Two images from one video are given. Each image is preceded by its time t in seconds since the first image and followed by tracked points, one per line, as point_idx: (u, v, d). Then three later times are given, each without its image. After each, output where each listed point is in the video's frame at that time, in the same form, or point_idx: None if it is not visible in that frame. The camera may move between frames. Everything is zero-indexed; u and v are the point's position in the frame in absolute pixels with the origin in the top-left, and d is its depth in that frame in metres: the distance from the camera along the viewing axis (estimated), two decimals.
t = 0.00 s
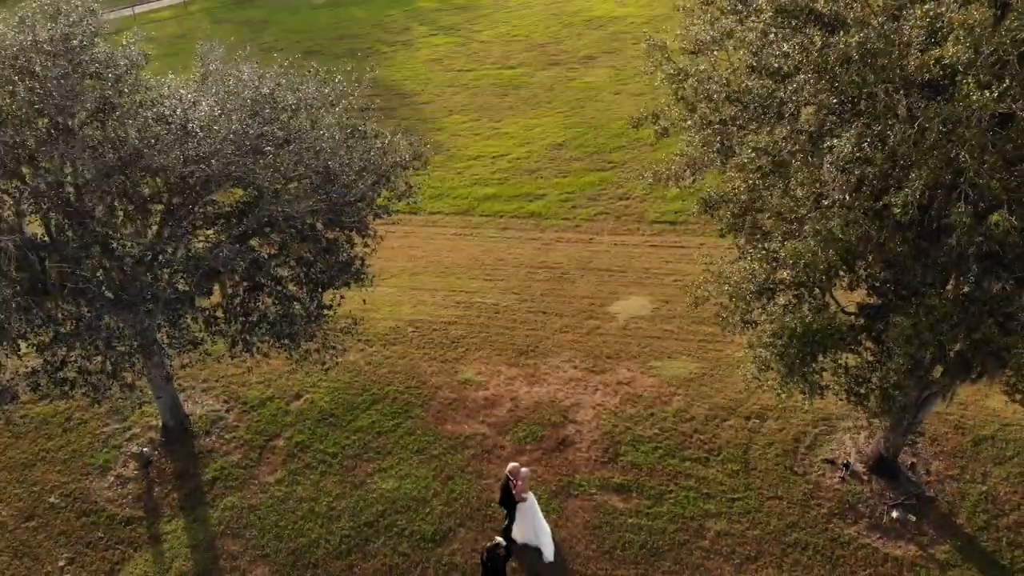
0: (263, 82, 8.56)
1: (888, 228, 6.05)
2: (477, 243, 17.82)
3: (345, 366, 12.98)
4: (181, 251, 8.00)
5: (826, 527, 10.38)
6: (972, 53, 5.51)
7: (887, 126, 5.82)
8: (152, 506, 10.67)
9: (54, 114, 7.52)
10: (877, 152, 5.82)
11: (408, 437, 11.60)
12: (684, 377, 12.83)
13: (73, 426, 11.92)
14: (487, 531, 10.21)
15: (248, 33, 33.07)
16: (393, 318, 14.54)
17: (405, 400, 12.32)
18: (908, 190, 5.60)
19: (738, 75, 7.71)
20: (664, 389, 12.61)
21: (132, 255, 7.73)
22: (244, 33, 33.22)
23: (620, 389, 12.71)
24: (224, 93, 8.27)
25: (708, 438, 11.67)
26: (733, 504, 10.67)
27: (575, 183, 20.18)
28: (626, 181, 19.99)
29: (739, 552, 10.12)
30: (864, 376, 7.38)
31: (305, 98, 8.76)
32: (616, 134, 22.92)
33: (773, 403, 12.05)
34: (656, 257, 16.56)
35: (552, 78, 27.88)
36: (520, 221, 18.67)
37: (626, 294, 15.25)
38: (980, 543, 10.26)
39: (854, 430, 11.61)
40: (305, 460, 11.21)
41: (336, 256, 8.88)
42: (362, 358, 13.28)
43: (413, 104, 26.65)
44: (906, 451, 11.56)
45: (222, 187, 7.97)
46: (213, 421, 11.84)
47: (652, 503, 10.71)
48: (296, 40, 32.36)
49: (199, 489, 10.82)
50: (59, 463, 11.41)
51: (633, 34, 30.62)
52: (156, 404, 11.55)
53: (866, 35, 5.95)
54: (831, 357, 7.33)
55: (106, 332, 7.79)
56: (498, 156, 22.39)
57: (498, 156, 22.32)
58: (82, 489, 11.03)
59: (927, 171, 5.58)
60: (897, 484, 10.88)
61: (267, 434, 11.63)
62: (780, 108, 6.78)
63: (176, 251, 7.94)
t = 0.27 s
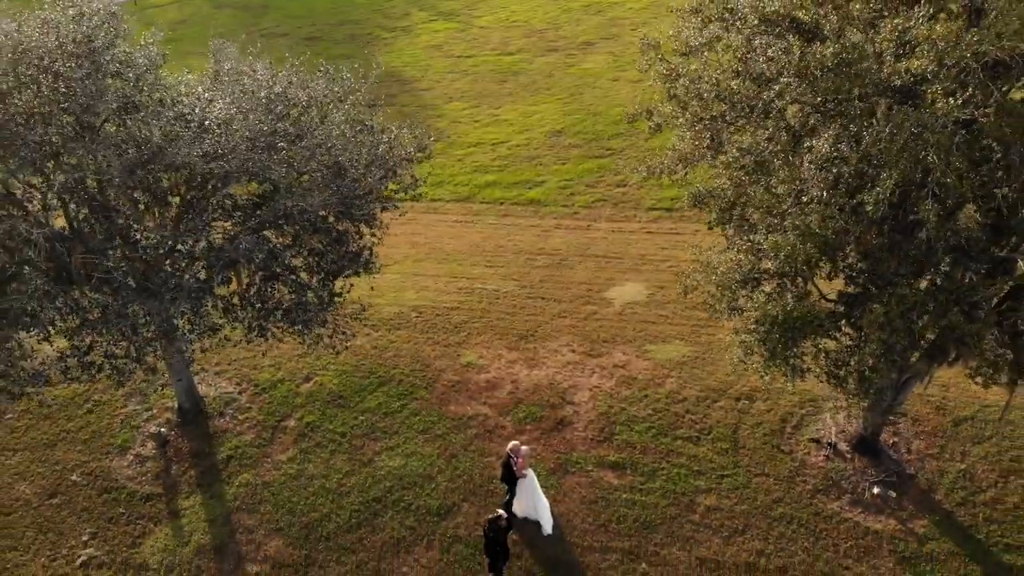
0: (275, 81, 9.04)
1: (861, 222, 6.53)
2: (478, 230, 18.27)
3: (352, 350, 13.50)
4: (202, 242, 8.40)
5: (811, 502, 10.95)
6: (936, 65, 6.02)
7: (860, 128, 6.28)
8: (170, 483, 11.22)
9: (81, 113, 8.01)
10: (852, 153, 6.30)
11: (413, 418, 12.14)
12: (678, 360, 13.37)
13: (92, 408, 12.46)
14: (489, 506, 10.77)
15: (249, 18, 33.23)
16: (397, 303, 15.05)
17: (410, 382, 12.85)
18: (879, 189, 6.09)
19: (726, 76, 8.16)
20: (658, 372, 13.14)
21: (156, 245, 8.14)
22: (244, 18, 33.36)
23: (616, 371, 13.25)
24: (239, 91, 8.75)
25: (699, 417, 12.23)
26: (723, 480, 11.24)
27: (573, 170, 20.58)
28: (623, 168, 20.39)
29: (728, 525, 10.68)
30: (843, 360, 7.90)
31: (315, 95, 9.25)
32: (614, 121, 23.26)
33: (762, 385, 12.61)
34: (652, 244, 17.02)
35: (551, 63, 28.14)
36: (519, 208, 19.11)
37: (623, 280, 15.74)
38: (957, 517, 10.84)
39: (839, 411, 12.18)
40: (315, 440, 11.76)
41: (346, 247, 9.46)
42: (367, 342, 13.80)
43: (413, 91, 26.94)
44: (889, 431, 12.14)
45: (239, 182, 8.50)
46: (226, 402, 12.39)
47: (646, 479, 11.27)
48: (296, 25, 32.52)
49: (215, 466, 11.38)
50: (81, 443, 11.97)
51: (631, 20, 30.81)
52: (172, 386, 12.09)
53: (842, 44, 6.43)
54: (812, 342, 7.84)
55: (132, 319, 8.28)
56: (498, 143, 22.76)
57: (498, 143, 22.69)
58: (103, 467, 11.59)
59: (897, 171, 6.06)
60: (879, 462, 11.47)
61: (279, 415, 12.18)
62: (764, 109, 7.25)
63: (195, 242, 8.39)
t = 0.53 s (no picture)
0: (288, 79, 9.60)
1: (838, 214, 7.04)
2: (479, 216, 18.73)
3: (359, 333, 14.06)
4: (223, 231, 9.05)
5: (797, 477, 11.55)
6: (907, 71, 6.53)
7: (837, 128, 6.80)
8: (188, 459, 11.81)
9: (105, 110, 8.50)
10: (830, 151, 6.82)
11: (419, 398, 12.72)
12: (672, 343, 13.93)
13: (111, 391, 13.08)
14: (492, 481, 11.36)
15: (250, 3, 33.37)
16: (401, 289, 15.57)
17: (415, 364, 13.41)
18: (854, 184, 6.61)
19: (716, 74, 8.64)
20: (653, 354, 13.70)
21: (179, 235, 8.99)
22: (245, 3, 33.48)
23: (612, 353, 13.81)
24: (254, 89, 9.30)
25: (692, 397, 12.81)
26: (714, 456, 11.83)
27: (572, 157, 21.01)
28: (621, 154, 20.82)
29: (718, 498, 11.26)
30: (824, 342, 8.44)
31: (325, 91, 9.81)
32: (612, 107, 23.64)
33: (752, 366, 13.18)
34: (649, 230, 17.51)
35: (551, 49, 28.43)
36: (519, 195, 19.56)
37: (620, 266, 16.25)
38: (936, 491, 11.45)
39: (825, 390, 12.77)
40: (326, 419, 12.33)
41: (355, 236, 9.97)
42: (374, 326, 14.35)
43: (414, 77, 27.25)
44: (873, 410, 12.73)
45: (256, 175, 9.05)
46: (240, 383, 12.98)
47: (640, 455, 11.85)
48: (298, 11, 32.69)
49: (231, 444, 11.98)
50: (101, 423, 12.56)
51: (630, 5, 31.05)
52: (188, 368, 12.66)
53: (821, 50, 6.94)
54: (795, 326, 8.37)
55: (156, 305, 8.85)
56: (498, 129, 23.14)
57: (498, 130, 23.07)
58: (123, 445, 12.17)
59: (871, 168, 6.58)
60: (862, 440, 12.05)
61: (291, 395, 12.76)
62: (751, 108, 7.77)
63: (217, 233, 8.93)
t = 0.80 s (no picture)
0: (299, 73, 10.16)
1: (819, 204, 7.55)
2: (480, 201, 19.21)
3: (366, 315, 14.62)
4: (241, 218, 9.65)
5: (784, 452, 12.17)
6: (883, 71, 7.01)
7: (817, 124, 7.32)
8: (205, 436, 12.40)
9: (127, 103, 8.99)
10: (811, 145, 7.36)
11: (424, 377, 13.31)
12: (666, 325, 14.50)
13: (128, 371, 13.66)
14: (494, 455, 11.98)
15: None
16: (406, 273, 16.10)
17: (420, 345, 13.99)
18: (832, 177, 7.14)
19: (707, 70, 9.13)
20: (648, 335, 14.28)
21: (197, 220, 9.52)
22: None
23: (609, 335, 14.37)
24: (268, 83, 9.85)
25: (685, 376, 13.40)
26: (705, 432, 12.44)
27: (571, 143, 21.44)
28: (619, 140, 21.25)
29: (708, 472, 11.87)
30: (807, 323, 9.00)
31: (334, 85, 10.38)
32: (611, 93, 24.01)
33: (742, 347, 13.77)
34: (646, 216, 18.00)
35: (550, 35, 28.72)
36: (519, 180, 20.02)
37: (617, 250, 16.76)
38: (916, 466, 12.07)
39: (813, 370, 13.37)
40: (335, 397, 12.92)
41: (365, 223, 10.54)
42: (380, 309, 14.90)
43: (415, 62, 27.55)
44: (858, 389, 13.33)
45: (271, 165, 9.62)
46: (252, 363, 13.57)
47: (635, 431, 12.46)
48: None
49: (245, 421, 12.57)
50: (120, 401, 13.15)
51: None
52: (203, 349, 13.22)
53: (802, 52, 7.52)
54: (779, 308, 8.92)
55: (178, 289, 9.48)
56: (498, 115, 23.52)
57: (498, 116, 23.45)
58: (142, 422, 12.76)
59: (848, 161, 7.11)
60: (847, 417, 12.65)
61: (302, 374, 13.34)
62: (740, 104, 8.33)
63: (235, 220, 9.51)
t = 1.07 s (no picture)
0: (311, 66, 10.69)
1: (801, 192, 8.10)
2: (481, 187, 19.70)
3: (372, 298, 15.20)
4: (258, 205, 10.23)
5: (772, 427, 12.78)
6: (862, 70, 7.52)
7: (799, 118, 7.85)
8: (221, 412, 13.02)
9: (150, 97, 9.51)
10: (794, 136, 7.95)
11: (430, 356, 13.93)
12: (662, 306, 15.09)
13: (145, 350, 14.30)
14: (497, 431, 12.61)
15: None
16: (410, 257, 16.66)
17: (425, 326, 14.60)
18: (813, 167, 7.71)
19: (698, 64, 9.64)
20: (643, 317, 14.86)
21: (215, 208, 10.16)
22: None
23: (607, 316, 14.96)
24: (283, 76, 10.37)
25: (679, 355, 14.00)
26: (697, 409, 13.06)
27: (571, 129, 21.88)
28: (618, 126, 21.69)
29: (700, 445, 12.50)
30: (792, 305, 9.57)
31: (344, 77, 10.92)
32: (610, 78, 24.38)
33: (734, 328, 14.37)
34: (643, 201, 18.51)
35: (550, 20, 29.02)
36: (520, 166, 20.50)
37: (615, 235, 17.31)
38: (898, 440, 12.70)
39: (801, 349, 14.00)
40: (345, 375, 13.53)
41: (374, 210, 11.20)
42: (386, 291, 15.50)
43: (416, 48, 27.86)
44: (844, 367, 13.95)
45: (286, 155, 10.15)
46: (264, 343, 14.19)
47: (631, 408, 13.08)
48: None
49: (259, 398, 13.20)
50: (138, 380, 13.77)
51: None
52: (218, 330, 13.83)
53: (786, 50, 8.09)
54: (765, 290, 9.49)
55: (199, 272, 10.15)
56: (499, 101, 23.91)
57: (499, 102, 23.85)
58: (160, 400, 13.37)
59: (828, 152, 7.68)
60: (833, 394, 13.28)
61: (312, 354, 13.96)
62: (730, 97, 8.91)
63: (253, 207, 10.12)
